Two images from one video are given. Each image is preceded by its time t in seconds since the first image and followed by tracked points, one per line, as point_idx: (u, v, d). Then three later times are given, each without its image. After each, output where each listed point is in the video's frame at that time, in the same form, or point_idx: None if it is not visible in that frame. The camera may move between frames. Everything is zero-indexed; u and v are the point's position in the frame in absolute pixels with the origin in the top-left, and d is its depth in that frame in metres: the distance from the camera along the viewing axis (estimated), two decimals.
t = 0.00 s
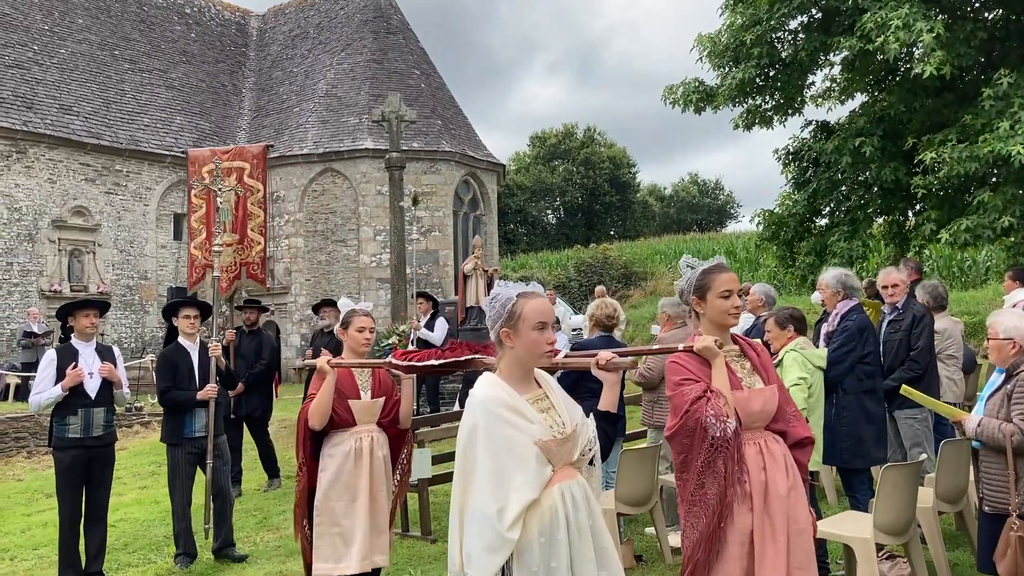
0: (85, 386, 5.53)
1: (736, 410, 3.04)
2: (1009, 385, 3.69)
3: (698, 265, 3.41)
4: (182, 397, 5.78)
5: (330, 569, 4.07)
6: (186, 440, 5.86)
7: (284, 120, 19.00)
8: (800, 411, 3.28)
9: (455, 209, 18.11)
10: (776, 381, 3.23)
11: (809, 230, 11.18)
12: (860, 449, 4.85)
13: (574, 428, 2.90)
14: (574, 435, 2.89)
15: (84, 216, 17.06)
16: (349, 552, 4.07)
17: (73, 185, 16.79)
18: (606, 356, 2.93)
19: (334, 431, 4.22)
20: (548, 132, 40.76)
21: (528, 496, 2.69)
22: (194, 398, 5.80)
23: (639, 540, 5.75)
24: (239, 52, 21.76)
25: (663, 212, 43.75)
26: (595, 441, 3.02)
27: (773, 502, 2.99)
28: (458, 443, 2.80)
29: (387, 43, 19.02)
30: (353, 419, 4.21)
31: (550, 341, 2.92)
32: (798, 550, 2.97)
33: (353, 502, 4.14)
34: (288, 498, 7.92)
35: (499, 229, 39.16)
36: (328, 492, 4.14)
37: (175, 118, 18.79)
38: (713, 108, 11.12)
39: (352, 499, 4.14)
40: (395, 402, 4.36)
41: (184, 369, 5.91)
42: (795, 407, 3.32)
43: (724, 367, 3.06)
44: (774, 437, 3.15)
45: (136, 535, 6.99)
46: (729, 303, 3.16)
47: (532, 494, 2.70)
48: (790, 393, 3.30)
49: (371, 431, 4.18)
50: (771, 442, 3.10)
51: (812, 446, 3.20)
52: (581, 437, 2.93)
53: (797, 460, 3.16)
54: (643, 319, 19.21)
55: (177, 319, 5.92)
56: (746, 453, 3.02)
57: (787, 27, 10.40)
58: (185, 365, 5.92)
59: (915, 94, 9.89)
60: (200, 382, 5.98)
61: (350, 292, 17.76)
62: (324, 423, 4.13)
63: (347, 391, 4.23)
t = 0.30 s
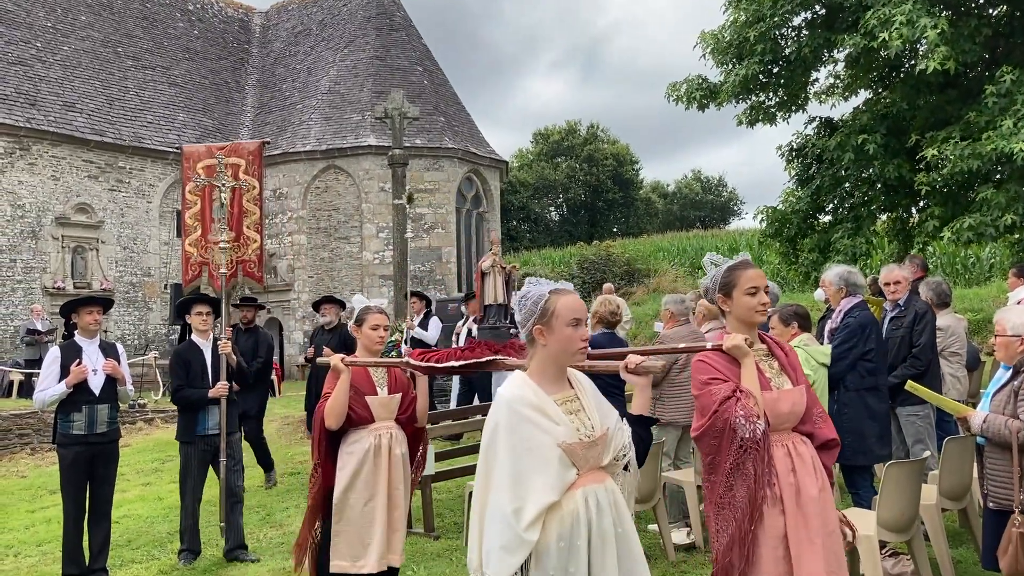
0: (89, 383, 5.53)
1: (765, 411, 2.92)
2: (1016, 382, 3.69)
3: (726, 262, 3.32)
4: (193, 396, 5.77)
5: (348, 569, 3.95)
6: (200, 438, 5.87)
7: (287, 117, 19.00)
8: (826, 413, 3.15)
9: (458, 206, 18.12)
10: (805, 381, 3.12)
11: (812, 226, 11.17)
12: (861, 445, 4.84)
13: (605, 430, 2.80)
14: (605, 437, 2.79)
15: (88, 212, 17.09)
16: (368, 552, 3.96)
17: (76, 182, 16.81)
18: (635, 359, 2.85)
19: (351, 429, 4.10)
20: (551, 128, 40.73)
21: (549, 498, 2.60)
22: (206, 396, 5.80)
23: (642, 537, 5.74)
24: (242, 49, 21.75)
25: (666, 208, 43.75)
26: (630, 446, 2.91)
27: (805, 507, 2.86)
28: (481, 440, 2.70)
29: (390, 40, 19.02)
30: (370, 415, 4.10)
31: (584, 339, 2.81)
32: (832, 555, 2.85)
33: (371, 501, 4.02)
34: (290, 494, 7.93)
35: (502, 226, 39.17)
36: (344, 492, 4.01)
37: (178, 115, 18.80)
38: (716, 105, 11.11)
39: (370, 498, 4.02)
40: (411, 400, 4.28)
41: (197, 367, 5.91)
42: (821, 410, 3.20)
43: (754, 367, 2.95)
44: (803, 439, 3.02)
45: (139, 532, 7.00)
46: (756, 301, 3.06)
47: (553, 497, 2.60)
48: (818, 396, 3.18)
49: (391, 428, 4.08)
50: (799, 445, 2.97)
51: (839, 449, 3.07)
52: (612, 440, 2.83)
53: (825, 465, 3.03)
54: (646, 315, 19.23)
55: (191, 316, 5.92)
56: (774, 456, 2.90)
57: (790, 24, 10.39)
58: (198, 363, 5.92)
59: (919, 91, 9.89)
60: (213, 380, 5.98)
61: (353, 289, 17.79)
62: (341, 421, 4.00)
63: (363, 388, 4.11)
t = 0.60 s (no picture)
0: (94, 379, 5.55)
1: (787, 407, 2.91)
2: None
3: (750, 255, 3.30)
4: (212, 391, 5.74)
5: (367, 568, 3.90)
6: (219, 431, 5.80)
7: (290, 114, 19.01)
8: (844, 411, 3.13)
9: (461, 202, 18.12)
10: (828, 379, 3.12)
11: (816, 223, 11.15)
12: (865, 442, 4.83)
13: (648, 425, 2.78)
14: (647, 432, 2.78)
15: (92, 209, 17.11)
16: (387, 549, 3.92)
17: (80, 179, 16.83)
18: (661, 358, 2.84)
19: (361, 427, 4.09)
20: (555, 125, 40.73)
21: (593, 493, 2.57)
22: (221, 391, 5.74)
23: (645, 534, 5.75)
24: (245, 46, 21.76)
25: (669, 205, 43.72)
26: (671, 443, 2.89)
27: (831, 503, 2.85)
28: (522, 435, 2.69)
29: (393, 37, 19.02)
30: (380, 412, 4.09)
31: (625, 335, 2.78)
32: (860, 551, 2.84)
33: (386, 498, 4.00)
34: (295, 490, 7.94)
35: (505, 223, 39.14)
36: (359, 490, 3.98)
37: (181, 112, 18.81)
38: (719, 101, 11.08)
39: (385, 495, 4.00)
40: (421, 394, 4.26)
41: (217, 362, 5.87)
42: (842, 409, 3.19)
43: (776, 363, 2.94)
44: (824, 436, 3.01)
45: (143, 528, 7.02)
46: (779, 296, 3.04)
47: (596, 492, 2.58)
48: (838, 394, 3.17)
49: (401, 423, 4.07)
50: (820, 441, 2.97)
51: (855, 449, 3.06)
52: (654, 436, 2.82)
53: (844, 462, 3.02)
54: (649, 312, 19.22)
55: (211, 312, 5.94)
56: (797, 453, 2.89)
57: (794, 20, 10.39)
58: (218, 358, 5.88)
59: (923, 87, 9.90)
60: (232, 375, 5.93)
61: (357, 286, 17.82)
62: (351, 417, 4.00)
63: (372, 383, 4.10)
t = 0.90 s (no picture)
0: (100, 376, 5.56)
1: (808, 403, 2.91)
2: None
3: (767, 250, 3.30)
4: (223, 388, 5.71)
5: (377, 567, 3.89)
6: (230, 429, 5.77)
7: (294, 111, 19.02)
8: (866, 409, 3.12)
9: (465, 199, 18.13)
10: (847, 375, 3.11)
11: (821, 220, 11.12)
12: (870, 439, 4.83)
13: (680, 420, 2.79)
14: (681, 427, 2.78)
15: (96, 207, 17.13)
16: (396, 548, 3.92)
17: (84, 176, 16.86)
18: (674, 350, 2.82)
19: (369, 424, 4.10)
20: (558, 122, 40.72)
21: (636, 489, 2.57)
22: (233, 388, 5.72)
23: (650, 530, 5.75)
24: (249, 43, 21.77)
25: (673, 202, 43.66)
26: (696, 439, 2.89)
27: (854, 501, 2.85)
28: (562, 431, 2.68)
29: (397, 34, 19.01)
30: (389, 409, 4.10)
31: (653, 330, 2.77)
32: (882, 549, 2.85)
33: (395, 496, 3.99)
34: (300, 487, 7.96)
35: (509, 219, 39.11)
36: (368, 488, 3.98)
37: (185, 110, 18.83)
38: (724, 97, 11.06)
39: (395, 493, 4.00)
40: (430, 391, 4.26)
41: (228, 359, 5.88)
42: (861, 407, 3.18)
43: (794, 358, 2.95)
44: (846, 434, 3.00)
45: (149, 524, 7.04)
46: (797, 291, 3.03)
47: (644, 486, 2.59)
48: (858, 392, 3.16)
49: (409, 421, 4.07)
50: (842, 438, 2.97)
51: (881, 447, 3.05)
52: (685, 431, 2.82)
53: (866, 460, 3.01)
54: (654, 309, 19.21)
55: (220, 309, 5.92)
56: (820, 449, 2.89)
57: (799, 16, 10.40)
58: (228, 355, 5.88)
59: (927, 84, 9.91)
60: (243, 372, 5.93)
61: (361, 283, 17.84)
62: (359, 414, 4.00)
63: (381, 380, 4.11)
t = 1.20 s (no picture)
0: (107, 374, 5.58)
1: (830, 396, 2.89)
2: None
3: (784, 244, 3.29)
4: (223, 388, 5.69)
5: (388, 563, 3.90)
6: (232, 429, 5.74)
7: (299, 109, 19.03)
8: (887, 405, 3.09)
9: (469, 197, 18.13)
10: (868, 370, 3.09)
11: (826, 216, 11.08)
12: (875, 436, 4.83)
13: (692, 416, 2.77)
14: (692, 423, 2.77)
15: (101, 205, 17.16)
16: (406, 544, 3.92)
17: (89, 174, 16.89)
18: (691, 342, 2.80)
19: (380, 421, 4.10)
20: (563, 120, 40.70)
21: (642, 486, 2.57)
22: (236, 388, 5.70)
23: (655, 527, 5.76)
24: (254, 41, 21.78)
25: (678, 199, 43.61)
26: (711, 434, 2.88)
27: (872, 497, 2.83)
28: (568, 425, 2.69)
29: (401, 31, 18.99)
30: (399, 406, 4.10)
31: (666, 325, 2.77)
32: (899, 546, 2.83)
33: (406, 493, 4.00)
34: (305, 484, 7.98)
35: (514, 217, 39.10)
36: (379, 483, 3.99)
37: (190, 108, 18.84)
38: (729, 94, 11.05)
39: (406, 489, 4.00)
40: (440, 389, 4.26)
41: (229, 359, 5.85)
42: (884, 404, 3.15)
43: (815, 352, 2.94)
44: (866, 429, 2.97)
45: (154, 521, 7.05)
46: (816, 284, 3.01)
47: (647, 484, 2.58)
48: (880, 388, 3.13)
49: (419, 417, 4.08)
50: (863, 434, 2.94)
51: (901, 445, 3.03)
52: (698, 426, 2.80)
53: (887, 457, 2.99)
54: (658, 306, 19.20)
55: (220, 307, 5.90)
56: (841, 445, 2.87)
57: (803, 13, 10.41)
58: (230, 356, 5.85)
59: (932, 81, 9.89)
60: (244, 372, 5.91)
61: (366, 280, 17.85)
62: (369, 410, 4.00)
63: (392, 377, 4.11)
